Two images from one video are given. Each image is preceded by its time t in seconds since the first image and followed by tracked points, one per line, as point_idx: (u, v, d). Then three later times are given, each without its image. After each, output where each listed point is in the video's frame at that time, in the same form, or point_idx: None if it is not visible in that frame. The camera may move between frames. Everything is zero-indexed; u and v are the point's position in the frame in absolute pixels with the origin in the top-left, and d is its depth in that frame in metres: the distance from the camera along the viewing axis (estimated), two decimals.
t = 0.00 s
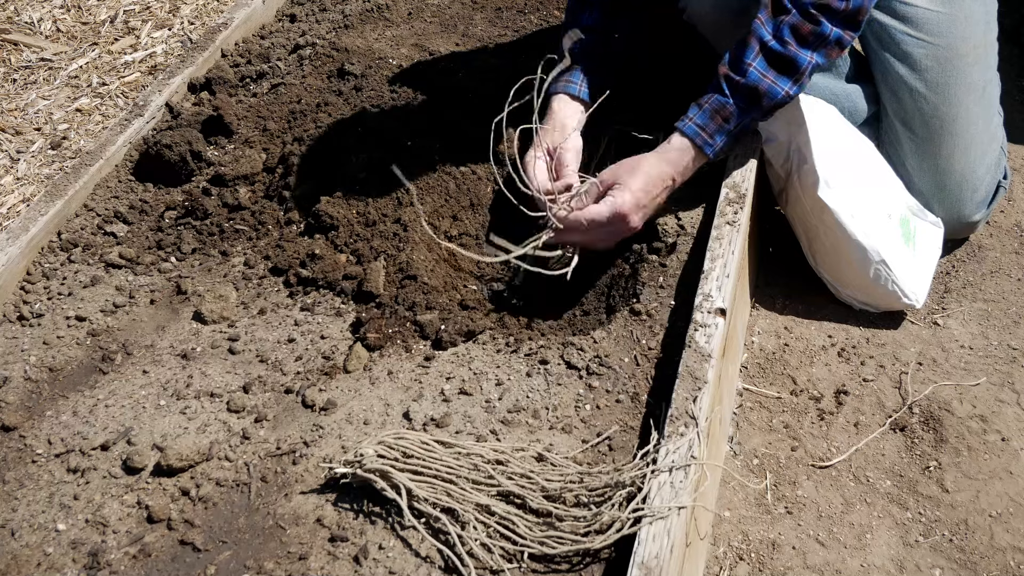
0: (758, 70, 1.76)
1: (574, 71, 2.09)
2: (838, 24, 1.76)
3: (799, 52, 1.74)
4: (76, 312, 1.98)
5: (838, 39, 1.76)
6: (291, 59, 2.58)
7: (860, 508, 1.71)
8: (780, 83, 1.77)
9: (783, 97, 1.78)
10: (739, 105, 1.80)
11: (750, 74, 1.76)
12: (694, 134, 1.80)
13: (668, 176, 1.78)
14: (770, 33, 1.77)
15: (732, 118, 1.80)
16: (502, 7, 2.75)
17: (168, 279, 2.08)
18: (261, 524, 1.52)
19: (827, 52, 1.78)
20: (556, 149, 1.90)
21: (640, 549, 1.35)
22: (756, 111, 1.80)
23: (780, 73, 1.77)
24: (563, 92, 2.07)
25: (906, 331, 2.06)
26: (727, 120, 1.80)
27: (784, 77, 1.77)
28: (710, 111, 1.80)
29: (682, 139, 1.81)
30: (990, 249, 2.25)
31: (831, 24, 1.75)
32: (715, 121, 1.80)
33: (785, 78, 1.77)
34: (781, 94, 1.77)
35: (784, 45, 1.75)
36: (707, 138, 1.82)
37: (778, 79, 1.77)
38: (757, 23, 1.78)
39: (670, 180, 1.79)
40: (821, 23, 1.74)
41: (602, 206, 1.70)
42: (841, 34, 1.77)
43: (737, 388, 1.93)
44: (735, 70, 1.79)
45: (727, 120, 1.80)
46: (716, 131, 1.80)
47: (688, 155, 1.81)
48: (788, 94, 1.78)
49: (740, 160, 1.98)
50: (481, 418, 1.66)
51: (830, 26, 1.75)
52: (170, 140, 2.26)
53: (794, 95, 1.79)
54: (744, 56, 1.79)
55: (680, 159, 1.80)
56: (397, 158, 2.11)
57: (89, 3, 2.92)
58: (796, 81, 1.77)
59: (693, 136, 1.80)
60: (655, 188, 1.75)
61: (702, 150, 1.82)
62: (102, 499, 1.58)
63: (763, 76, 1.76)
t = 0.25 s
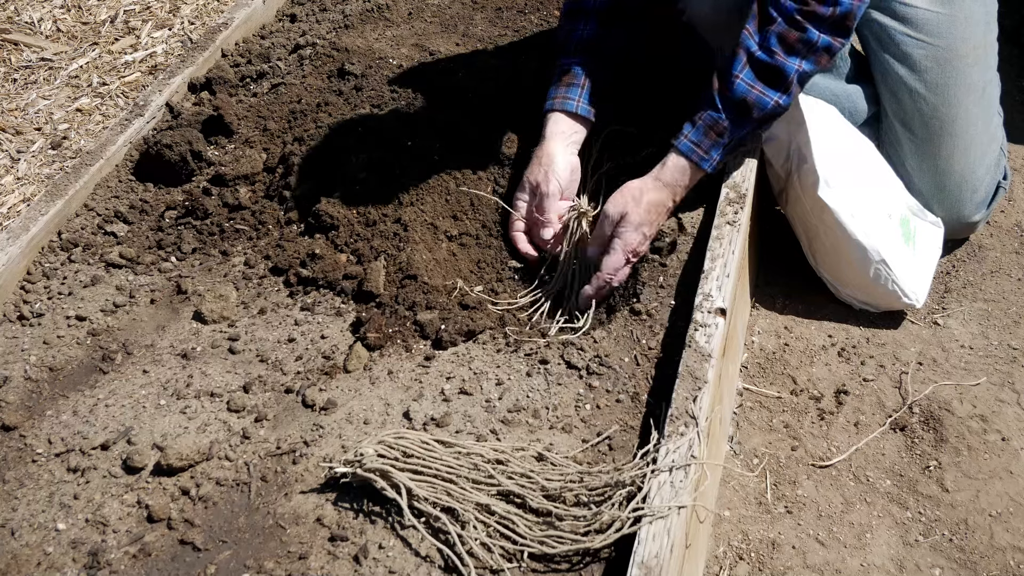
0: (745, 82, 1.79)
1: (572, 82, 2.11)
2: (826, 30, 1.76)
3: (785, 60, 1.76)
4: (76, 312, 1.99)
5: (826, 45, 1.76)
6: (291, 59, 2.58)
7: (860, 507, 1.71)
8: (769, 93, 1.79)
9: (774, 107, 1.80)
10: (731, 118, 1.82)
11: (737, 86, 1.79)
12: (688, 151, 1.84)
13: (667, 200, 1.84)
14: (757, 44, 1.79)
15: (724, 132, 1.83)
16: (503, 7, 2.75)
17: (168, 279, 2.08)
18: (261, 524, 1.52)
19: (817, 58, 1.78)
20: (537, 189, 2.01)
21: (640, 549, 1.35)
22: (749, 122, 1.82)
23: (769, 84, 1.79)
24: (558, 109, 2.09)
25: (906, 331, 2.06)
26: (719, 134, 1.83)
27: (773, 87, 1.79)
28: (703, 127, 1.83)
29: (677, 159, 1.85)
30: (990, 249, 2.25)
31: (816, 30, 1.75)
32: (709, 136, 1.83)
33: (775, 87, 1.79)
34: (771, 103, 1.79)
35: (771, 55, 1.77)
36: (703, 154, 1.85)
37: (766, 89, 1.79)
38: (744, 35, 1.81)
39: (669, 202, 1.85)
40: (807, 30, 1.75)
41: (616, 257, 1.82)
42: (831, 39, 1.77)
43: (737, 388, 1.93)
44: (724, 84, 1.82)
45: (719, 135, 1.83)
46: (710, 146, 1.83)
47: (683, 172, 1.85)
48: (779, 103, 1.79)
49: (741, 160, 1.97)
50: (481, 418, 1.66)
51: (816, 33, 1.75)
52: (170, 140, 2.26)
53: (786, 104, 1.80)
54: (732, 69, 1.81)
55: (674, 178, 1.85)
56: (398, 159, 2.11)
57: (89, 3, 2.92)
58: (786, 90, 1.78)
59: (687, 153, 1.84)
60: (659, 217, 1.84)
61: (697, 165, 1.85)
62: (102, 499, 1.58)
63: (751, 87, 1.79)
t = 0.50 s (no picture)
0: (769, 67, 1.79)
1: (572, 88, 2.11)
2: (848, 22, 1.80)
3: (808, 48, 1.78)
4: (76, 312, 1.98)
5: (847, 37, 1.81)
6: (291, 59, 2.58)
7: (860, 507, 1.71)
8: (791, 79, 1.79)
9: (796, 94, 1.80)
10: (752, 103, 1.83)
11: (760, 71, 1.79)
12: (706, 132, 1.85)
13: (679, 179, 1.85)
14: (780, 30, 1.80)
15: (744, 117, 1.84)
16: (502, 8, 2.75)
17: (168, 279, 2.09)
18: (261, 524, 1.52)
19: (837, 49, 1.81)
20: (536, 195, 1.99)
21: (640, 548, 1.35)
22: (770, 108, 1.82)
23: (791, 70, 1.80)
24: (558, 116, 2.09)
25: (906, 331, 2.06)
26: (739, 119, 1.84)
27: (796, 74, 1.79)
28: (722, 110, 1.85)
29: (694, 138, 1.87)
30: (990, 249, 2.25)
31: (839, 21, 1.79)
32: (728, 120, 1.85)
33: (797, 75, 1.80)
34: (794, 90, 1.79)
35: (794, 41, 1.78)
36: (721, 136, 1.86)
37: (789, 76, 1.80)
38: (767, 22, 1.81)
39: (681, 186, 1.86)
40: (830, 20, 1.78)
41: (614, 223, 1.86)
42: (851, 31, 1.81)
43: (737, 388, 1.93)
44: (746, 69, 1.82)
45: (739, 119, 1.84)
46: (728, 130, 1.85)
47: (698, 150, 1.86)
48: (801, 90, 1.80)
49: (742, 159, 1.97)
50: (481, 418, 1.66)
51: (839, 23, 1.79)
52: (170, 140, 2.26)
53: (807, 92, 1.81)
54: (753, 55, 1.82)
55: (689, 155, 1.86)
56: (399, 159, 2.11)
57: (90, 4, 2.92)
58: (808, 78, 1.80)
59: (705, 135, 1.85)
60: (666, 197, 1.86)
61: (715, 148, 1.86)
62: (102, 499, 1.57)
63: (774, 73, 1.79)
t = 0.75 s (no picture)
0: (741, 73, 1.80)
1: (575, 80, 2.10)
2: (827, 25, 1.76)
3: (781, 53, 1.76)
4: (76, 312, 1.99)
5: (826, 40, 1.76)
6: (291, 59, 2.58)
7: (860, 507, 1.71)
8: (764, 84, 1.79)
9: (768, 99, 1.79)
10: (725, 109, 1.83)
11: (732, 77, 1.80)
12: (681, 139, 1.86)
13: (657, 178, 1.86)
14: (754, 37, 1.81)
15: (719, 122, 1.85)
16: (503, 8, 2.75)
17: (168, 279, 2.09)
18: (261, 523, 1.52)
19: (816, 53, 1.78)
20: (536, 187, 1.99)
21: (640, 548, 1.35)
22: (743, 113, 1.82)
23: (765, 76, 1.79)
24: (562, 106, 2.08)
25: (906, 331, 2.06)
26: (715, 125, 1.85)
27: (769, 79, 1.79)
28: (697, 116, 1.85)
29: (671, 143, 1.88)
30: (990, 249, 2.25)
31: (815, 25, 1.75)
32: (703, 125, 1.85)
33: (770, 80, 1.79)
34: (765, 95, 1.79)
35: (767, 47, 1.78)
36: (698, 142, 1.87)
37: (762, 82, 1.79)
38: (742, 30, 1.83)
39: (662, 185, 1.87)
40: (806, 24, 1.75)
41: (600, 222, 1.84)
42: (830, 35, 1.76)
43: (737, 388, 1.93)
44: (722, 75, 1.83)
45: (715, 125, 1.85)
46: (703, 135, 1.85)
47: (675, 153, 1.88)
48: (774, 96, 1.79)
49: (740, 160, 1.98)
50: (481, 418, 1.66)
51: (815, 27, 1.75)
52: (170, 140, 2.26)
53: (782, 97, 1.80)
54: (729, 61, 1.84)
55: (666, 158, 1.87)
56: (398, 159, 2.12)
57: (90, 4, 2.92)
58: (782, 83, 1.79)
59: (681, 141, 1.87)
60: (649, 196, 1.86)
61: (692, 153, 1.87)
62: (102, 499, 1.58)
63: (747, 79, 1.79)
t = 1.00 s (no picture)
0: (727, 71, 1.80)
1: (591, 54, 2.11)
2: (815, 23, 1.75)
3: (767, 51, 1.76)
4: (76, 312, 1.98)
5: (814, 38, 1.74)
6: (291, 59, 2.58)
7: (860, 507, 1.71)
8: (750, 82, 1.79)
9: (753, 96, 1.79)
10: (712, 107, 1.83)
11: (718, 75, 1.81)
12: (669, 137, 1.87)
13: (641, 176, 1.84)
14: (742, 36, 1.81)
15: (706, 120, 1.84)
16: (502, 7, 2.75)
17: (168, 279, 2.08)
18: (261, 524, 1.52)
19: (804, 51, 1.76)
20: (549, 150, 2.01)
21: (640, 548, 1.35)
22: (729, 112, 1.82)
23: (752, 74, 1.80)
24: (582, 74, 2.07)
25: (906, 331, 2.05)
26: (702, 122, 1.84)
27: (755, 78, 1.79)
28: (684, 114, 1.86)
29: (658, 143, 1.89)
30: (990, 249, 2.25)
31: (802, 23, 1.74)
32: (691, 124, 1.85)
33: (756, 78, 1.79)
34: (750, 92, 1.78)
35: (752, 45, 1.78)
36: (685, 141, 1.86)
37: (748, 79, 1.79)
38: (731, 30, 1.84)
39: (651, 181, 1.85)
40: (792, 22, 1.74)
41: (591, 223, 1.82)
42: (818, 32, 1.75)
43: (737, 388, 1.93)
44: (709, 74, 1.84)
45: (702, 123, 1.84)
46: (690, 133, 1.85)
47: (663, 153, 1.87)
48: (759, 93, 1.79)
49: (740, 159, 1.98)
50: (481, 417, 1.66)
51: (802, 26, 1.74)
52: (170, 140, 2.25)
53: (767, 94, 1.79)
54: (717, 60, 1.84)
55: (652, 157, 1.87)
56: (398, 159, 2.12)
57: (89, 3, 2.92)
58: (767, 81, 1.78)
59: (668, 140, 1.87)
60: (636, 193, 1.82)
61: (679, 151, 1.86)
62: (102, 499, 1.58)
63: (733, 76, 1.79)
